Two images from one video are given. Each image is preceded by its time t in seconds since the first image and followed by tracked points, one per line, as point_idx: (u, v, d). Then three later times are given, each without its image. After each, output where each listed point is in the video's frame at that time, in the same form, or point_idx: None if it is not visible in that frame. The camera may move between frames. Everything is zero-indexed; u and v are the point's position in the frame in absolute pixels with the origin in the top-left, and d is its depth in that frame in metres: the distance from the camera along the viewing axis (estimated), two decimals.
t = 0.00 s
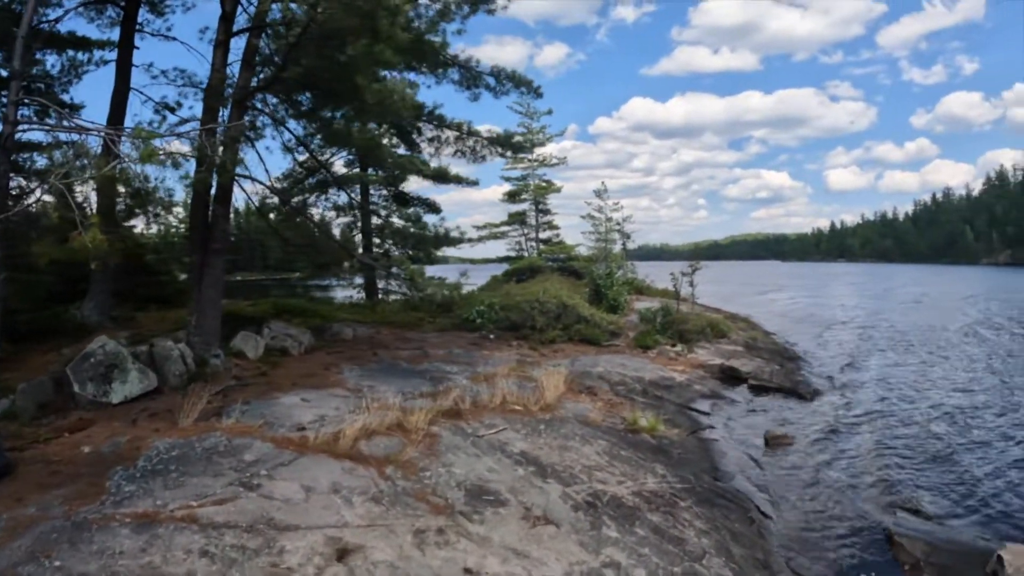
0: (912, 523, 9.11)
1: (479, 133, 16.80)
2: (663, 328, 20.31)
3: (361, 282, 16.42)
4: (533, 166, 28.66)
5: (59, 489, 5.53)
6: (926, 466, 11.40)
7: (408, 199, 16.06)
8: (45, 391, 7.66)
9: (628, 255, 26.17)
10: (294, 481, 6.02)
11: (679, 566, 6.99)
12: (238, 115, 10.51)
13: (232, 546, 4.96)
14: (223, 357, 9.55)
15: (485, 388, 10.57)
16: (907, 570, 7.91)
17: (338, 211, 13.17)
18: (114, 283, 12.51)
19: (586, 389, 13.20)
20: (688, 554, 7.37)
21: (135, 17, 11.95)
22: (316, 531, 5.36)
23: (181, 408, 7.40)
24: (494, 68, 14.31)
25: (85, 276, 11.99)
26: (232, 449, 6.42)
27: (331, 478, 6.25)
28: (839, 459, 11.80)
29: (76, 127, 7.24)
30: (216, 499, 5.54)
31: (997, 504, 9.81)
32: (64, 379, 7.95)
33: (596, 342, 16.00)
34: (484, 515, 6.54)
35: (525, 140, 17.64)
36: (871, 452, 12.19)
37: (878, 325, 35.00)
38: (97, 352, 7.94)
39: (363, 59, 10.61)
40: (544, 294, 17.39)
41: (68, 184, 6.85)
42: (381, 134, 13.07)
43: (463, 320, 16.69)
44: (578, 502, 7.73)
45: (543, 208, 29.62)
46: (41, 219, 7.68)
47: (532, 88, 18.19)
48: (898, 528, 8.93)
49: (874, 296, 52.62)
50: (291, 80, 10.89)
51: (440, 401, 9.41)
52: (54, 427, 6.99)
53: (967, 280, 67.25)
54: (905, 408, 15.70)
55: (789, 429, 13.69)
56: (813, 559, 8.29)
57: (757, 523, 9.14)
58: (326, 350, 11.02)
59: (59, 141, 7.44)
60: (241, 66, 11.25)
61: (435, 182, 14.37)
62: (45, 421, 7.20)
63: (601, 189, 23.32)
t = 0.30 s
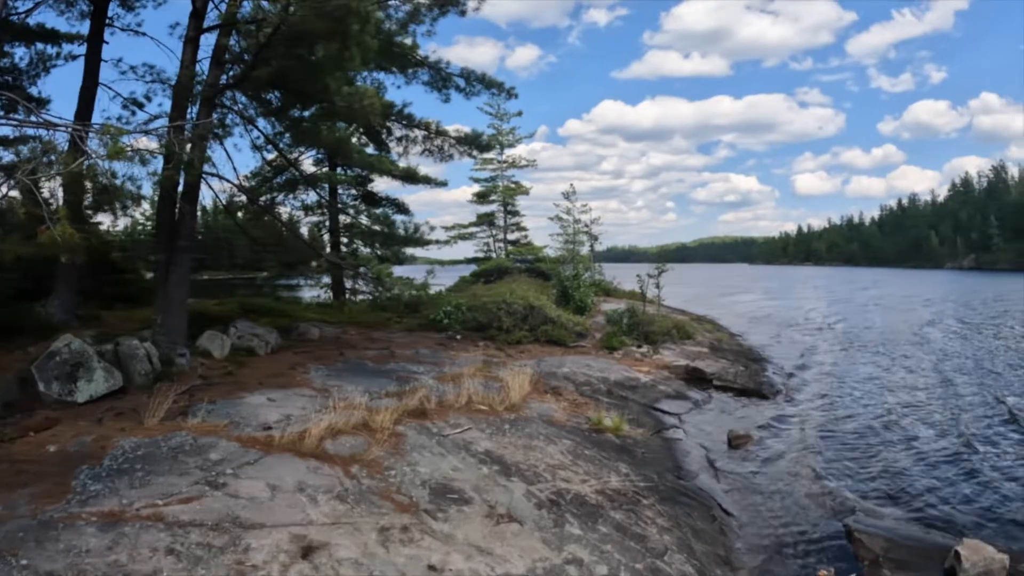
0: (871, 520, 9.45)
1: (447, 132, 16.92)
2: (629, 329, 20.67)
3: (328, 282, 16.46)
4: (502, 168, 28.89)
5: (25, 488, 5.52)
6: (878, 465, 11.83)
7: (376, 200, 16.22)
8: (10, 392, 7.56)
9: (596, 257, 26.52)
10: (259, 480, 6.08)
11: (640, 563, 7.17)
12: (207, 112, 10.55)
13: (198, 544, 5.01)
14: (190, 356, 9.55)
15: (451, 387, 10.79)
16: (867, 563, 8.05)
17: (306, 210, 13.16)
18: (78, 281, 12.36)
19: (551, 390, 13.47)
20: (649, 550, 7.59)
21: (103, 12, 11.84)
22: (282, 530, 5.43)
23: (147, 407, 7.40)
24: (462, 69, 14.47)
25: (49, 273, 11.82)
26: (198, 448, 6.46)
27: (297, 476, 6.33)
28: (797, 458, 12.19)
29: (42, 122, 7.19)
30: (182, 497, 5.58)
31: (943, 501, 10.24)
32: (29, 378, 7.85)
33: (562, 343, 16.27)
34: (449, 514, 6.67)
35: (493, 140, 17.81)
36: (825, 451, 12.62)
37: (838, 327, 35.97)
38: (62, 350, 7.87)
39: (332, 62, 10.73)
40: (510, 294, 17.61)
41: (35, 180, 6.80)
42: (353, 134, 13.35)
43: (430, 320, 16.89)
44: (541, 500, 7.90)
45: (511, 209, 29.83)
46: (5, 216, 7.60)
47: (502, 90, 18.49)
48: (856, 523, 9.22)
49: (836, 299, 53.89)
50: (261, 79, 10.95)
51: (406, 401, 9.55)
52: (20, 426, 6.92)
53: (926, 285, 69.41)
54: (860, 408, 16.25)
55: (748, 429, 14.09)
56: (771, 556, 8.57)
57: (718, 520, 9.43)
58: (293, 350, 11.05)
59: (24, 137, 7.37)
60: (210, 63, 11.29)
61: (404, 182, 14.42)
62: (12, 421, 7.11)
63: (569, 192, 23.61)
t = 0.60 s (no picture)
0: (823, 519, 9.81)
1: (412, 130, 16.96)
2: (592, 330, 21.01)
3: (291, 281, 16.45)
4: (467, 168, 29.01)
5: None
6: (828, 465, 12.28)
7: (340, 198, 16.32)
8: None
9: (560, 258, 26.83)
10: (217, 481, 6.12)
11: (598, 562, 7.37)
12: (169, 109, 10.59)
13: (153, 546, 5.05)
14: (149, 357, 9.53)
15: (413, 387, 11.09)
16: (824, 562, 8.43)
17: (269, 209, 13.12)
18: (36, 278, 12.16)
19: (512, 390, 13.74)
20: (608, 550, 7.79)
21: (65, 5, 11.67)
22: (237, 531, 5.49)
23: (105, 407, 7.38)
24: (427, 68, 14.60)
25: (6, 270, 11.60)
26: (155, 449, 6.47)
27: (255, 478, 6.40)
28: (752, 459, 12.58)
29: None
30: (138, 499, 5.60)
31: (890, 501, 10.67)
32: None
33: (524, 343, 16.56)
34: (407, 515, 6.83)
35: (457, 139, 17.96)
36: (777, 452, 13.07)
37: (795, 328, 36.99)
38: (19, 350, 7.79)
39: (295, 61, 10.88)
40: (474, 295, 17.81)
41: None
42: (317, 133, 13.41)
43: (394, 321, 17.16)
44: (500, 500, 8.07)
45: (476, 209, 29.96)
46: None
47: (468, 91, 18.71)
48: (813, 522, 9.71)
49: (796, 301, 55.31)
50: (223, 76, 11.01)
51: (367, 401, 9.76)
52: None
53: (886, 286, 71.82)
54: (813, 409, 16.81)
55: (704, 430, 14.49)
56: (728, 555, 8.85)
57: (678, 520, 9.72)
58: (254, 351, 11.06)
59: None
60: (173, 60, 11.25)
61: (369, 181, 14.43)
62: None
63: (534, 193, 23.88)
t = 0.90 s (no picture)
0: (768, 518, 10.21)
1: (373, 130, 16.97)
2: (551, 330, 21.33)
3: (250, 280, 16.40)
4: (429, 168, 29.04)
5: None
6: (774, 466, 12.75)
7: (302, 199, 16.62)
8: None
9: (521, 258, 27.08)
10: (172, 485, 6.17)
11: (552, 562, 7.59)
12: (127, 106, 10.47)
13: (107, 551, 5.08)
14: (104, 359, 9.49)
15: (371, 388, 11.38)
16: (780, 559, 8.74)
17: (228, 208, 13.07)
18: None
19: (470, 390, 13.97)
20: (563, 550, 8.01)
21: None
22: (191, 535, 5.55)
23: (59, 410, 7.35)
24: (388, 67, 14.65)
25: None
26: (109, 453, 6.49)
27: (209, 480, 6.46)
28: (705, 461, 12.97)
29: None
30: (92, 504, 5.62)
31: (832, 500, 11.15)
32: None
33: (483, 343, 16.80)
34: (362, 518, 6.96)
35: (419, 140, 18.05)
36: (726, 452, 13.53)
37: (750, 328, 37.97)
38: None
39: (252, 56, 10.89)
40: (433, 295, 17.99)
41: None
42: (277, 131, 13.41)
43: (353, 321, 17.40)
44: (455, 502, 8.24)
45: (437, 209, 30.01)
46: None
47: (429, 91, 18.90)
48: (770, 519, 10.08)
49: (752, 301, 56.67)
50: (182, 73, 10.95)
51: (323, 402, 9.95)
52: None
53: (841, 288, 74.05)
54: (763, 410, 17.38)
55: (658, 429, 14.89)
56: (682, 555, 9.14)
57: (632, 519, 10.03)
58: (211, 351, 11.06)
59: None
60: (130, 54, 11.16)
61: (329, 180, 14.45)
62: None
63: (495, 193, 24.08)
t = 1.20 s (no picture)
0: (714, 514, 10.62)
1: (332, 128, 16.94)
2: (508, 329, 21.66)
3: (206, 278, 16.30)
4: (388, 166, 28.96)
5: None
6: (721, 463, 13.23)
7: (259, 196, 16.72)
8: None
9: (480, 257, 27.26)
10: (124, 485, 6.25)
11: (505, 560, 7.80)
12: (80, 100, 10.41)
13: (59, 553, 5.13)
14: (56, 358, 9.55)
15: (326, 387, 11.50)
16: (734, 555, 9.12)
17: (185, 203, 13.01)
18: None
19: (426, 389, 14.15)
20: (516, 547, 8.24)
21: None
22: (143, 536, 5.62)
23: (10, 411, 7.43)
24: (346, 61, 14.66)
25: None
26: (60, 454, 6.59)
27: (161, 481, 6.52)
28: (658, 459, 13.36)
29: None
30: (42, 506, 5.68)
31: (775, 496, 11.63)
32: None
33: (440, 341, 16.97)
34: (315, 517, 7.06)
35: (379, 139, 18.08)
36: (675, 450, 13.98)
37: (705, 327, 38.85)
38: None
39: (206, 49, 11.01)
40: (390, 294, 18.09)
41: None
42: (235, 126, 13.35)
43: (310, 319, 17.37)
44: (409, 500, 8.38)
45: (397, 207, 29.95)
46: None
47: (388, 89, 18.92)
48: (725, 516, 10.49)
49: (707, 300, 57.93)
50: (136, 65, 10.95)
51: (277, 401, 10.01)
52: None
53: (799, 288, 76.39)
54: (713, 408, 17.93)
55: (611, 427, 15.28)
56: (638, 552, 9.43)
57: (586, 515, 10.33)
58: (166, 351, 11.06)
59: None
60: (85, 46, 11.03)
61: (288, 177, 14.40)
62: None
63: (454, 192, 24.17)
